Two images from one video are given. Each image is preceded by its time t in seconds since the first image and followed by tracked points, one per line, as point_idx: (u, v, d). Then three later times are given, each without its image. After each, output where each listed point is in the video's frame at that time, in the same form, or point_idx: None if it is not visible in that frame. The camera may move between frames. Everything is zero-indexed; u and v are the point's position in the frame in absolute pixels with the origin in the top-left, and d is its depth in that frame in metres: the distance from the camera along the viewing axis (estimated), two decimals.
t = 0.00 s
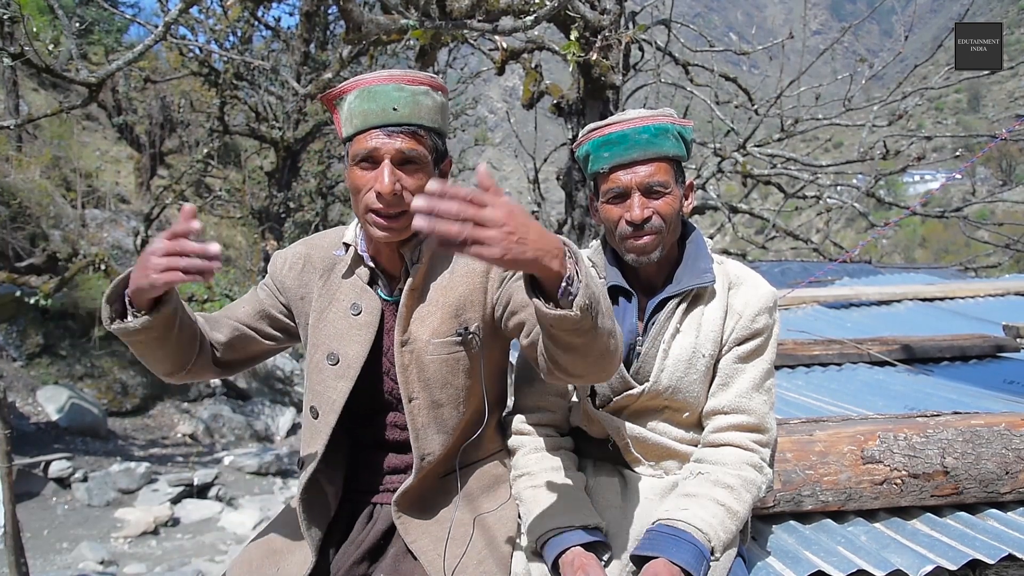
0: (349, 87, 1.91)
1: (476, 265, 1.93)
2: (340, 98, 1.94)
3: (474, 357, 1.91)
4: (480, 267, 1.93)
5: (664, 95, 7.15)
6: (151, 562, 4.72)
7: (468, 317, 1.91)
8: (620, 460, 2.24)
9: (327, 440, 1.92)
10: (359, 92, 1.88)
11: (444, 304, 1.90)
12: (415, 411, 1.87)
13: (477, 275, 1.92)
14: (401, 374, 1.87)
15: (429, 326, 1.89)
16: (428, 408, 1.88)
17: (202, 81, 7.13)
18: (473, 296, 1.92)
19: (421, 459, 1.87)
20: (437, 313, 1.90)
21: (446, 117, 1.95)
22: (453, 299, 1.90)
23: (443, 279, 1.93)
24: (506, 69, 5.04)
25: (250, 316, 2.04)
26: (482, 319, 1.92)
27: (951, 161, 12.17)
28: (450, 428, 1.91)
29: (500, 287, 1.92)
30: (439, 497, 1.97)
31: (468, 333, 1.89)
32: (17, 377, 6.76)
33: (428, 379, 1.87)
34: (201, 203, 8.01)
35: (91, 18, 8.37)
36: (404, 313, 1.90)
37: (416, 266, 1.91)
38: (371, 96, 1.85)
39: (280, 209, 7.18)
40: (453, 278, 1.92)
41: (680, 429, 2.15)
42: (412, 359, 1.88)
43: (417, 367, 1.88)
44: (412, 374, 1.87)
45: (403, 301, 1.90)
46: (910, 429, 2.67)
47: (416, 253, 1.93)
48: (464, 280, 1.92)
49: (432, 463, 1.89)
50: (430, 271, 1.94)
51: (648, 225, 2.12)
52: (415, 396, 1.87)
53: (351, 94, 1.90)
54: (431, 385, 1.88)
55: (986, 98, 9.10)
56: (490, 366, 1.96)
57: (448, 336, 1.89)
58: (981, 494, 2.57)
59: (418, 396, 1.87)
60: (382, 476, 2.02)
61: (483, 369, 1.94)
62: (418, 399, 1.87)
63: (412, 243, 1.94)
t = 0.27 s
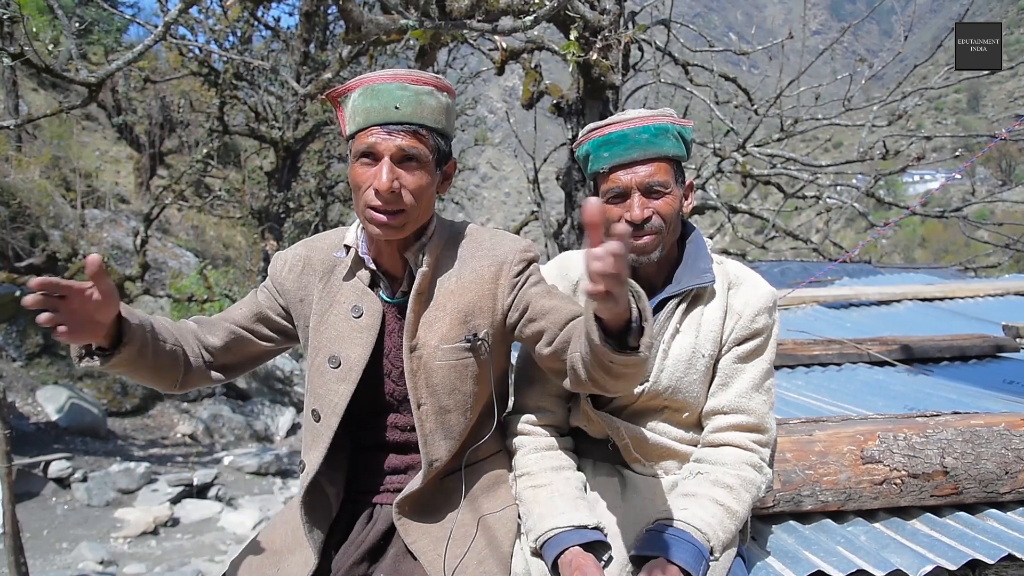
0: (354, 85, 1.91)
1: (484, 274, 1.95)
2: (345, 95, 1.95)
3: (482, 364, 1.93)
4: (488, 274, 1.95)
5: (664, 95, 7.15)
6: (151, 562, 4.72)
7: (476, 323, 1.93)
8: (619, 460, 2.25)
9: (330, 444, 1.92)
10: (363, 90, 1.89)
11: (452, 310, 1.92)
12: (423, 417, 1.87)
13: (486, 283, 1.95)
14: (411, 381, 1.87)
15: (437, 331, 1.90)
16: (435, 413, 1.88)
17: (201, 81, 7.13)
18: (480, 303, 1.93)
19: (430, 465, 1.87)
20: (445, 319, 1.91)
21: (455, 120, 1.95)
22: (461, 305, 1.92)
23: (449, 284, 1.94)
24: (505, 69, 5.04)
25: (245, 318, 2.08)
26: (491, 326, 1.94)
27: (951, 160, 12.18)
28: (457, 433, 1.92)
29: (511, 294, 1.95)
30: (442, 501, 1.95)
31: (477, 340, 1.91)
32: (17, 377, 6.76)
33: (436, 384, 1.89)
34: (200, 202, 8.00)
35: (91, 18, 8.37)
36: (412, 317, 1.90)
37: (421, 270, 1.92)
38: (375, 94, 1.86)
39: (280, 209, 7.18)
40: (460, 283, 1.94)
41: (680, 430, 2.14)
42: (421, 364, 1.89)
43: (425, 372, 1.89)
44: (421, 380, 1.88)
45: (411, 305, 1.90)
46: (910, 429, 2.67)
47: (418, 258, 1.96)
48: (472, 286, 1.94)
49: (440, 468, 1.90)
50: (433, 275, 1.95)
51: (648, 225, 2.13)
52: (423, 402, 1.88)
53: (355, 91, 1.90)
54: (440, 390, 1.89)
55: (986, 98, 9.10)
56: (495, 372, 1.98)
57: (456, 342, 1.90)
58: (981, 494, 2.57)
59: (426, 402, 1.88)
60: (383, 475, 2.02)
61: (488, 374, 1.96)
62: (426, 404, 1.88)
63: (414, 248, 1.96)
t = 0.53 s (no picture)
0: (360, 84, 1.89)
1: (483, 272, 1.95)
2: (350, 95, 1.92)
3: (482, 363, 1.93)
4: (488, 273, 1.95)
5: (663, 95, 7.15)
6: (150, 562, 4.72)
7: (476, 322, 1.93)
8: (619, 460, 2.25)
9: (331, 443, 1.92)
10: (370, 89, 1.87)
11: (452, 309, 1.92)
12: (422, 416, 1.88)
13: (485, 281, 1.94)
14: (410, 380, 1.88)
15: (437, 330, 1.91)
16: (434, 412, 1.89)
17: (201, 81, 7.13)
18: (479, 302, 1.93)
19: (429, 463, 1.88)
20: (444, 318, 1.91)
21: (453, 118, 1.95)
22: (459, 304, 1.92)
23: (448, 284, 1.94)
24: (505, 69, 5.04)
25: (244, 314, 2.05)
26: (490, 325, 1.94)
27: (951, 161, 12.19)
28: (455, 433, 1.92)
29: (510, 292, 1.94)
30: (441, 500, 1.96)
31: (476, 338, 1.91)
32: (16, 377, 6.75)
33: (434, 384, 1.89)
34: (200, 202, 8.00)
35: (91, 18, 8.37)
36: (413, 315, 1.90)
37: (424, 268, 1.92)
38: (385, 92, 1.85)
39: (279, 209, 7.18)
40: (460, 282, 1.94)
41: (680, 430, 2.14)
42: (420, 363, 1.89)
43: (424, 371, 1.89)
44: (420, 379, 1.89)
45: (411, 303, 1.90)
46: (910, 429, 2.67)
47: (421, 254, 1.95)
48: (471, 285, 1.94)
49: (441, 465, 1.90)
50: (435, 274, 1.96)
51: (648, 225, 2.13)
52: (422, 401, 1.88)
53: (362, 90, 1.88)
54: (437, 390, 1.89)
55: (985, 98, 9.10)
56: (494, 371, 1.98)
57: (455, 341, 1.91)
58: (981, 494, 2.57)
59: (425, 401, 1.88)
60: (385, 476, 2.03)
61: (488, 373, 1.96)
62: (425, 403, 1.88)
63: (417, 246, 1.96)
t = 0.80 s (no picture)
0: (339, 93, 1.91)
1: (476, 275, 1.96)
2: (331, 102, 1.95)
3: (473, 366, 1.94)
4: (480, 276, 1.95)
5: (663, 95, 7.14)
6: (150, 562, 4.72)
7: (468, 325, 1.93)
8: (618, 460, 2.25)
9: (322, 440, 1.92)
10: (348, 98, 1.88)
11: (443, 313, 1.93)
12: (414, 418, 1.89)
13: (477, 284, 1.95)
14: (401, 382, 1.89)
15: (428, 333, 1.92)
16: (425, 415, 1.90)
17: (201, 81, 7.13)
18: (472, 305, 1.94)
19: (419, 466, 1.89)
20: (437, 321, 1.92)
21: (440, 123, 1.95)
22: (451, 308, 1.93)
23: (441, 286, 1.95)
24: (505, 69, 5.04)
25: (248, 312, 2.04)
26: (482, 330, 1.94)
27: (951, 161, 12.19)
28: (448, 434, 1.93)
29: (503, 294, 1.94)
30: (435, 500, 1.97)
31: (467, 342, 1.91)
32: (16, 377, 6.75)
33: (426, 387, 1.90)
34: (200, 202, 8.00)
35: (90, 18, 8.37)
36: (404, 320, 1.92)
37: (414, 273, 1.92)
38: (361, 103, 1.85)
39: (279, 209, 7.17)
40: (453, 285, 1.95)
41: (680, 430, 2.14)
42: (411, 367, 1.90)
43: (414, 374, 1.90)
44: (410, 383, 1.90)
45: (403, 306, 1.92)
46: (910, 429, 2.67)
47: (413, 258, 1.94)
48: (464, 288, 1.94)
49: (430, 468, 1.91)
50: (427, 277, 1.96)
51: (648, 225, 2.13)
52: (413, 403, 1.89)
53: (341, 99, 1.90)
54: (429, 392, 1.90)
55: (985, 98, 9.10)
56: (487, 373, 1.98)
57: (446, 344, 1.91)
58: (981, 494, 2.57)
59: (417, 403, 1.89)
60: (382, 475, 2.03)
61: (481, 375, 1.97)
62: (416, 406, 1.89)
63: (409, 248, 1.94)
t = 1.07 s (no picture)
0: (344, 91, 1.91)
1: (481, 282, 1.96)
2: (335, 100, 1.95)
3: (479, 374, 1.94)
4: (486, 284, 1.95)
5: (663, 95, 7.14)
6: (150, 562, 4.72)
7: (474, 334, 1.93)
8: (618, 460, 2.25)
9: (337, 450, 1.94)
10: (354, 96, 1.88)
11: (448, 320, 1.92)
12: (420, 426, 1.89)
13: (483, 292, 1.95)
14: (407, 390, 1.89)
15: (434, 340, 1.91)
16: (431, 423, 1.90)
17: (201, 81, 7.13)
18: (478, 314, 1.94)
19: (426, 474, 1.89)
20: (443, 328, 1.92)
21: (445, 124, 1.95)
22: (457, 315, 1.93)
23: (446, 293, 1.95)
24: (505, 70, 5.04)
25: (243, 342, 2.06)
26: (488, 338, 1.94)
27: (950, 161, 12.20)
28: (453, 442, 1.94)
29: (509, 304, 1.95)
30: (437, 503, 1.97)
31: (473, 351, 1.92)
32: (16, 377, 6.74)
33: (432, 394, 1.90)
34: (200, 202, 7.99)
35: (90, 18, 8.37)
36: (410, 329, 1.90)
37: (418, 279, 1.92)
38: (367, 101, 1.85)
39: (279, 209, 7.15)
40: (459, 293, 1.94)
41: (680, 430, 2.14)
42: (417, 374, 1.90)
43: (421, 381, 1.90)
44: (417, 390, 1.90)
45: (410, 312, 1.91)
46: (909, 429, 2.67)
47: (417, 264, 1.95)
48: (470, 296, 1.94)
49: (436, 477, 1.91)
50: (431, 284, 1.96)
51: (648, 225, 2.13)
52: (420, 411, 1.90)
53: (345, 97, 1.90)
54: (435, 400, 1.91)
55: (985, 98, 9.11)
56: (493, 383, 1.99)
57: (452, 352, 1.91)
58: (981, 494, 2.57)
59: (422, 412, 1.90)
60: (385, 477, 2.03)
61: (486, 384, 1.97)
62: (422, 414, 1.90)
63: (412, 255, 1.95)
